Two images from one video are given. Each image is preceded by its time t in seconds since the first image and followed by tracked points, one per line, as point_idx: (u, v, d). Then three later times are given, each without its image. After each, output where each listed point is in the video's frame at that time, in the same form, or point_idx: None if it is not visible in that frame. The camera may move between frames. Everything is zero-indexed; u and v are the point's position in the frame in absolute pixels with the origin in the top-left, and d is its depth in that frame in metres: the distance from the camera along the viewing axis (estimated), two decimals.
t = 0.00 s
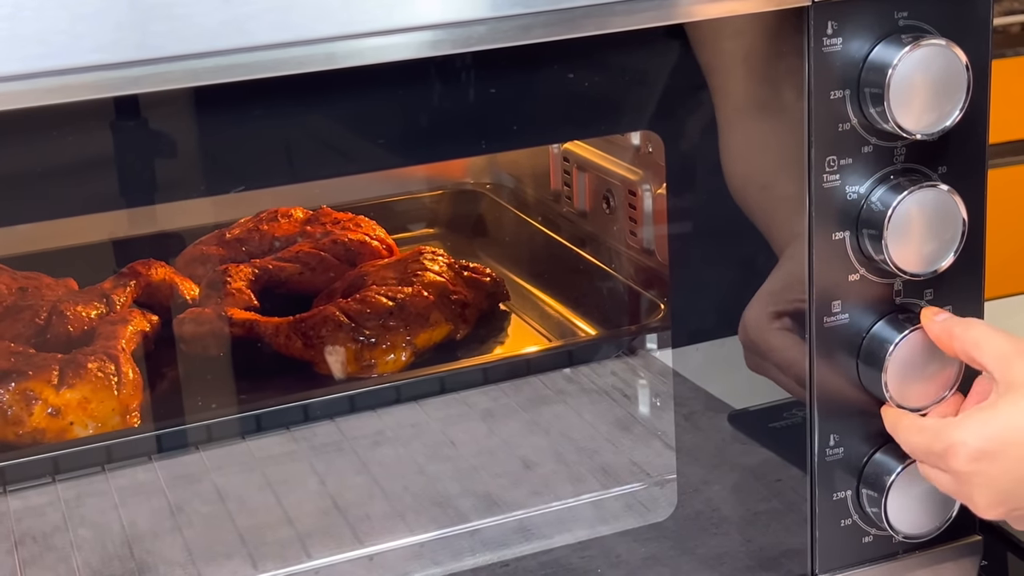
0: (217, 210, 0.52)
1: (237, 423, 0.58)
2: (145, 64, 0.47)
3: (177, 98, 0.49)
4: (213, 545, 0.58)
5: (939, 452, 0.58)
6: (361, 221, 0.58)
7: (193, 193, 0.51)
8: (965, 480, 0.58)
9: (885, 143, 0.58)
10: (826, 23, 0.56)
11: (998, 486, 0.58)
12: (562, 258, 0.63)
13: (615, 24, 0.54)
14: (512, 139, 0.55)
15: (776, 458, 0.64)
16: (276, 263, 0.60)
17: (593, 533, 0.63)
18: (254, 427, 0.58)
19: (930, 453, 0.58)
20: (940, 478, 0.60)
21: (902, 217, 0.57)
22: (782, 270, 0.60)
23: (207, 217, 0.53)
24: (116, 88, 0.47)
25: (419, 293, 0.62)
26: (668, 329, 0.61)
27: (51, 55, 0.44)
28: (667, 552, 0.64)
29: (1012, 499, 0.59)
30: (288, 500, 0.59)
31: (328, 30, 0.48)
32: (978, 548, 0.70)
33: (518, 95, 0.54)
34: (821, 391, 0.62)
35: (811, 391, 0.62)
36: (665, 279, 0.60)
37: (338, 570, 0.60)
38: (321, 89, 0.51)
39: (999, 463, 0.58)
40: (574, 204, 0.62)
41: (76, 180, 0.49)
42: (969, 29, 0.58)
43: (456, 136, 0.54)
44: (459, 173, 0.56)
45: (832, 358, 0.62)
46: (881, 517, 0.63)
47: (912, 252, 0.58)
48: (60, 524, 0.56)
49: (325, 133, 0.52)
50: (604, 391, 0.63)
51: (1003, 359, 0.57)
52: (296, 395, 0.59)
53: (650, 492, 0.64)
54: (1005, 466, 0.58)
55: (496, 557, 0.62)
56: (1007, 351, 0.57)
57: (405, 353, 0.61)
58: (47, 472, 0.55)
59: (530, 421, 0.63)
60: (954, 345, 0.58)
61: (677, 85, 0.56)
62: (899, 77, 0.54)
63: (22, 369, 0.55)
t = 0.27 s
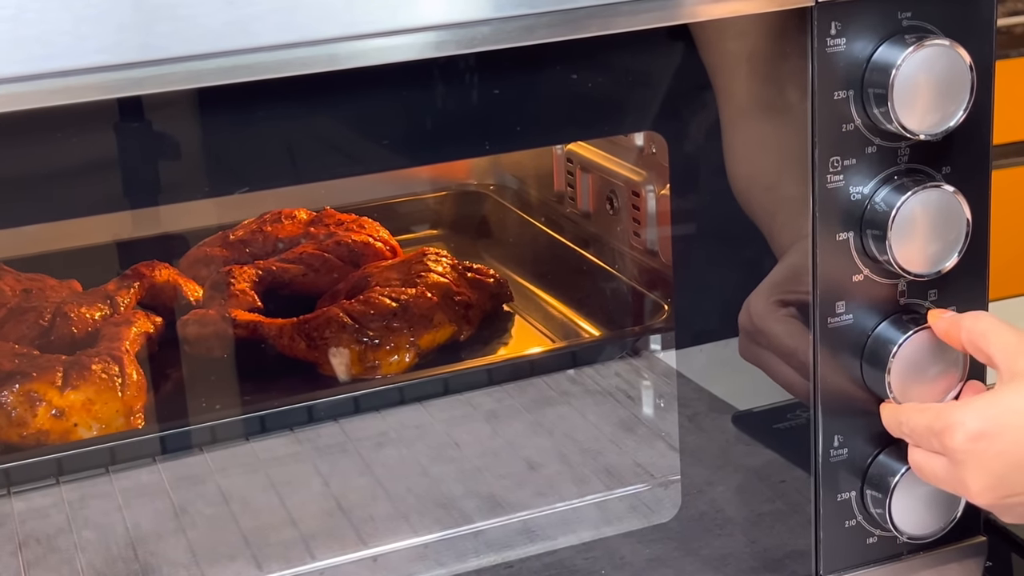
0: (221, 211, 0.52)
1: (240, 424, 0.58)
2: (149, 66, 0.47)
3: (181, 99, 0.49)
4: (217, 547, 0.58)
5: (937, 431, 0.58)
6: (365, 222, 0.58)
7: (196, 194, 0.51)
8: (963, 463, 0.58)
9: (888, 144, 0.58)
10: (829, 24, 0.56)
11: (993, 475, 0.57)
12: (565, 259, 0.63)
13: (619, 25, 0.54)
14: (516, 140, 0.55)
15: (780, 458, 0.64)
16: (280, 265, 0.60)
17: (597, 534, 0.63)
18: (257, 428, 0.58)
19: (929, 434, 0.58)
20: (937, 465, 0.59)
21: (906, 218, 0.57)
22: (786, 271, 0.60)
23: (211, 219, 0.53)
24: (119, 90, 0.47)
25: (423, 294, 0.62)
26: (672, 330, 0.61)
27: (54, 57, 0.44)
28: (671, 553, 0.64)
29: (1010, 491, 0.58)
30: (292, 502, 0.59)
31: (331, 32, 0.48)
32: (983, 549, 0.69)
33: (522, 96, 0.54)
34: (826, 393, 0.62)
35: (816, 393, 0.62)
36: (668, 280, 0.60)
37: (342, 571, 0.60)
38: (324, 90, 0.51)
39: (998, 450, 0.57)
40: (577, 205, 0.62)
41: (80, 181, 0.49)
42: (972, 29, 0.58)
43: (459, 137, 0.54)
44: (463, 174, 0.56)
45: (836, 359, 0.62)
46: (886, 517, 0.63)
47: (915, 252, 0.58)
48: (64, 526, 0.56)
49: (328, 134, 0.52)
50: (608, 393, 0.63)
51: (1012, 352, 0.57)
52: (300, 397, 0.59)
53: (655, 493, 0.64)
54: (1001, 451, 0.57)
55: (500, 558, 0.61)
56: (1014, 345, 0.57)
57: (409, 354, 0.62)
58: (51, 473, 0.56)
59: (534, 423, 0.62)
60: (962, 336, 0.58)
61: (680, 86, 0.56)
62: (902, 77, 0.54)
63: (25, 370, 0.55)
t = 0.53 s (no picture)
0: (225, 213, 0.53)
1: (245, 427, 0.58)
2: (153, 68, 0.47)
3: (185, 102, 0.49)
4: (221, 548, 0.58)
5: (946, 401, 0.56)
6: (369, 224, 0.58)
7: (200, 196, 0.51)
8: (967, 430, 0.55)
9: (891, 146, 0.58)
10: (832, 26, 0.56)
11: (998, 467, 0.55)
12: (568, 261, 0.63)
13: (622, 27, 0.54)
14: (519, 142, 0.55)
15: (783, 460, 0.64)
16: (284, 267, 0.60)
17: (601, 536, 0.63)
18: (261, 430, 0.58)
19: (936, 407, 0.56)
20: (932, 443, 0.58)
21: (908, 219, 0.57)
22: (788, 272, 0.60)
23: (215, 221, 0.53)
24: (123, 93, 0.47)
25: (426, 296, 0.63)
26: (676, 331, 0.61)
27: (58, 59, 0.45)
28: (675, 554, 0.64)
29: (1010, 465, 0.55)
30: (296, 503, 0.59)
31: (335, 34, 0.48)
32: (987, 550, 0.69)
33: (525, 99, 0.54)
34: (829, 394, 0.62)
35: (819, 394, 0.62)
36: (672, 282, 0.60)
37: (346, 573, 0.60)
38: (327, 92, 0.51)
39: (1007, 443, 0.54)
40: (580, 207, 0.62)
41: (84, 184, 0.49)
42: (975, 31, 0.58)
43: (462, 139, 0.54)
44: (466, 176, 0.56)
45: (839, 360, 0.62)
46: (890, 519, 0.63)
47: (918, 254, 0.58)
48: (68, 528, 0.56)
49: (332, 137, 0.52)
50: (611, 395, 0.63)
51: None
52: (301, 400, 0.59)
53: (658, 494, 0.64)
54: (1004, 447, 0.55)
55: (504, 560, 0.61)
56: None
57: (413, 356, 0.62)
58: (56, 475, 0.56)
59: (538, 424, 0.63)
60: (981, 334, 0.58)
61: (684, 88, 0.56)
62: (905, 78, 0.54)
63: (30, 372, 0.56)
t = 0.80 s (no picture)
0: (228, 215, 0.53)
1: (248, 428, 0.58)
2: (157, 70, 0.47)
3: (188, 103, 0.49)
4: (224, 550, 0.58)
5: (950, 388, 0.57)
6: (372, 226, 0.58)
7: (204, 198, 0.51)
8: (969, 416, 0.56)
9: (894, 147, 0.58)
10: (835, 27, 0.56)
11: (995, 455, 0.56)
12: (572, 263, 0.63)
13: (624, 29, 0.54)
14: (522, 143, 0.55)
15: (787, 461, 0.64)
16: (287, 269, 0.60)
17: (604, 537, 0.63)
18: (265, 432, 0.58)
19: (940, 394, 0.57)
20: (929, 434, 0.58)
21: (912, 220, 0.57)
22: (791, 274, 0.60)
23: (218, 222, 0.53)
24: (127, 94, 0.47)
25: (430, 298, 0.62)
26: (679, 333, 0.61)
27: (61, 61, 0.45)
28: (678, 556, 0.64)
29: (1006, 453, 0.56)
30: (299, 505, 0.59)
31: (338, 36, 0.48)
32: (990, 551, 0.69)
33: (527, 100, 0.54)
34: (832, 396, 0.62)
35: (822, 395, 0.62)
36: (676, 283, 0.60)
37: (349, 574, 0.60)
38: (330, 94, 0.51)
39: (1004, 429, 0.56)
40: (583, 209, 0.62)
41: (88, 186, 0.49)
42: (978, 32, 0.58)
43: (465, 141, 0.54)
44: (469, 178, 0.56)
45: (843, 361, 0.62)
46: (892, 520, 0.63)
47: (922, 255, 0.58)
48: (71, 530, 0.56)
49: (335, 139, 0.52)
50: (614, 396, 0.63)
51: None
52: (305, 401, 0.59)
53: (661, 496, 0.64)
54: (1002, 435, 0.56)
55: (507, 561, 0.61)
56: None
57: (416, 358, 0.62)
58: (59, 477, 0.56)
59: (541, 426, 0.63)
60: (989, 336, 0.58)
61: (687, 90, 0.56)
62: (908, 79, 0.54)
63: (34, 374, 0.55)
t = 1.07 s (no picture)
0: (229, 217, 0.53)
1: (248, 430, 0.58)
2: (157, 72, 0.47)
3: (190, 106, 0.49)
4: (225, 552, 0.58)
5: (958, 362, 0.58)
6: (372, 228, 0.58)
7: (205, 201, 0.51)
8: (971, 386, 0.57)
9: (895, 148, 0.58)
10: (835, 29, 0.56)
11: (993, 427, 0.57)
12: (572, 264, 0.62)
13: (624, 31, 0.54)
14: (522, 145, 0.55)
15: (788, 463, 0.64)
16: (288, 271, 0.60)
17: (605, 539, 0.63)
18: (265, 434, 0.58)
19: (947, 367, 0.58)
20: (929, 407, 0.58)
21: (912, 221, 0.57)
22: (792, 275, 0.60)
23: (219, 224, 0.53)
24: (129, 96, 0.47)
25: (430, 300, 0.62)
26: (680, 335, 0.61)
27: (63, 63, 0.45)
28: (679, 557, 0.64)
29: (1004, 427, 0.57)
30: (300, 507, 0.59)
31: (338, 38, 0.48)
32: (991, 552, 0.69)
33: (528, 102, 0.54)
34: (833, 397, 0.62)
35: (823, 396, 0.62)
36: (676, 285, 0.60)
37: None
38: (330, 96, 0.51)
39: (1005, 402, 0.57)
40: (584, 211, 0.62)
41: (89, 188, 0.49)
42: (978, 34, 0.58)
43: (466, 143, 0.54)
44: (469, 180, 0.57)
45: (843, 363, 0.62)
46: (893, 521, 0.62)
47: (923, 256, 0.58)
48: (73, 532, 0.56)
49: (335, 141, 0.52)
50: (615, 398, 0.63)
51: None
52: (306, 403, 0.59)
53: (662, 497, 0.64)
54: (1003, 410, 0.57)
55: (508, 563, 0.62)
56: None
57: (417, 359, 0.62)
58: (60, 480, 0.56)
59: (542, 428, 0.63)
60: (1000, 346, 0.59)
61: (688, 92, 0.56)
62: (908, 81, 0.54)
63: (35, 376, 0.55)
